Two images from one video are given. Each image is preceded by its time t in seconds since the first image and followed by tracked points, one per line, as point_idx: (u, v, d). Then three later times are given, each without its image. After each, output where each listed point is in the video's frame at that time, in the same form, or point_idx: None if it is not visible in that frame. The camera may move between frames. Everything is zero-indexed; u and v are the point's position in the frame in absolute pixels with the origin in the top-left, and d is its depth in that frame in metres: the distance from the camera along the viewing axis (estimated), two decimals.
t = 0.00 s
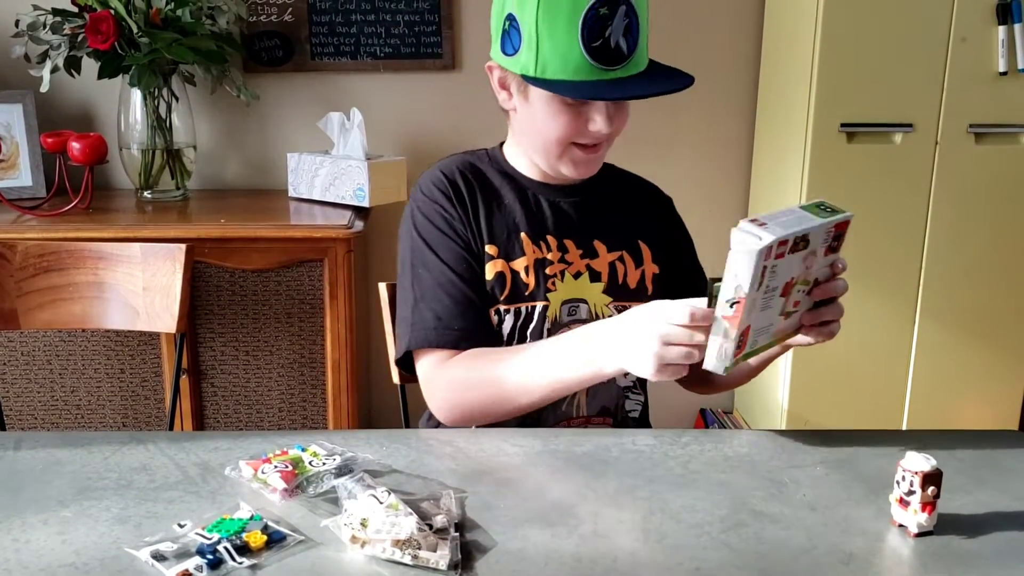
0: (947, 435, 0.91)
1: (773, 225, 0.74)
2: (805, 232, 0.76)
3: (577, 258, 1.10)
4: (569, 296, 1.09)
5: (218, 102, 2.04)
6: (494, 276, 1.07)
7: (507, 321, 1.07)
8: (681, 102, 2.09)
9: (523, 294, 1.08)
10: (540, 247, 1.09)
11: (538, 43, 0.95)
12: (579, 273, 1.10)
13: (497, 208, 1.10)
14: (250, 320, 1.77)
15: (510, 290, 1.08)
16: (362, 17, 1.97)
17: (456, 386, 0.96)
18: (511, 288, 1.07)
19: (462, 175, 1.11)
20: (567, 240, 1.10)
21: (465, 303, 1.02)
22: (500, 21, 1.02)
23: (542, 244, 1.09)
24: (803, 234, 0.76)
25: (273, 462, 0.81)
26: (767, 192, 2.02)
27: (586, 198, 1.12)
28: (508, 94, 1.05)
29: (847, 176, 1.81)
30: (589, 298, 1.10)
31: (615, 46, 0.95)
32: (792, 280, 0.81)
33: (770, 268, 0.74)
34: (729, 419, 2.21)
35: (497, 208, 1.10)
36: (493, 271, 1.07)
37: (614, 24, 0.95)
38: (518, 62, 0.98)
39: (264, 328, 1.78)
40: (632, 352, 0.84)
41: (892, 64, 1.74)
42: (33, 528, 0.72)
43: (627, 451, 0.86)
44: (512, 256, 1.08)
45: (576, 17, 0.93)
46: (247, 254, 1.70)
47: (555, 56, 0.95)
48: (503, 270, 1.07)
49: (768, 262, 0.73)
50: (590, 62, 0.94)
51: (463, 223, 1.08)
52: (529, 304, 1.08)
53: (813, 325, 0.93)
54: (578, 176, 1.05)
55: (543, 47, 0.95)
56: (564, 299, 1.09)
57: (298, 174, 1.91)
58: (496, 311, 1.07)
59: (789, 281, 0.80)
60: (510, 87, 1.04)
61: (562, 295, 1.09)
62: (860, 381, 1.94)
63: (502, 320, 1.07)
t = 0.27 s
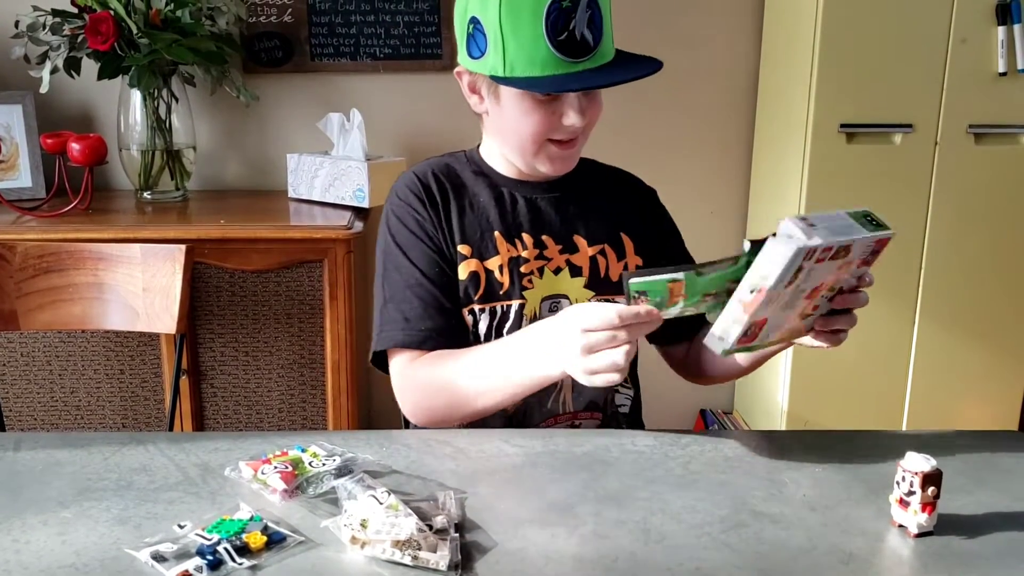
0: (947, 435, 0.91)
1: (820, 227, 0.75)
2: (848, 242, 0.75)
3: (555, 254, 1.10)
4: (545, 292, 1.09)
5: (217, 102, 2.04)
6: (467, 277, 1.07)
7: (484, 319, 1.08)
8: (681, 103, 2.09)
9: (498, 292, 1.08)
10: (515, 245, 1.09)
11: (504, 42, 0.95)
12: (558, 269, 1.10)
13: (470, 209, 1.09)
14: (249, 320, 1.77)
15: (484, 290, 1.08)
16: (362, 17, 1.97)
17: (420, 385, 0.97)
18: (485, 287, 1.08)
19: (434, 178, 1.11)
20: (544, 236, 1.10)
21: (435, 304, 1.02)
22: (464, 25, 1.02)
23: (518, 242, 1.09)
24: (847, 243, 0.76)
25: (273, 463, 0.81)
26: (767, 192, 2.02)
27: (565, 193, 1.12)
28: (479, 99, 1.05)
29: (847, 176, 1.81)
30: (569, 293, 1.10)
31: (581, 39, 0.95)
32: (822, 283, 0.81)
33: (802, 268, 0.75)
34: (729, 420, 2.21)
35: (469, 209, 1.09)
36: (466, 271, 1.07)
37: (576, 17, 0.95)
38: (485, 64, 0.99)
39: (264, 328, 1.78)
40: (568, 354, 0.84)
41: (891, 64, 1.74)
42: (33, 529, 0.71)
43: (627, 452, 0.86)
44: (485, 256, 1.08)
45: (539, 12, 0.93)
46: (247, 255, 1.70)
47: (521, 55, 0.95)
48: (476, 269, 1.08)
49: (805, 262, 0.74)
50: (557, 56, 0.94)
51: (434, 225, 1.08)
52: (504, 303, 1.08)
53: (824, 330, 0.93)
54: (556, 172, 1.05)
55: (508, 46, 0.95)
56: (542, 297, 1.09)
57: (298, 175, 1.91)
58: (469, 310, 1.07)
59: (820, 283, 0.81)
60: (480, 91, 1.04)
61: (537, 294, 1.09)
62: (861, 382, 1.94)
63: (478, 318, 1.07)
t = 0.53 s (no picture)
0: (947, 435, 0.91)
1: (935, 212, 0.69)
2: (954, 242, 0.69)
3: (551, 256, 1.09)
4: (536, 296, 1.08)
5: (217, 103, 2.04)
6: (457, 280, 1.08)
7: (473, 322, 1.08)
8: (681, 104, 2.09)
9: (489, 295, 1.08)
10: (508, 247, 1.08)
11: (506, 36, 0.95)
12: (555, 271, 1.09)
13: (464, 210, 1.10)
14: (249, 321, 1.77)
15: (474, 293, 1.08)
16: (362, 18, 1.97)
17: (390, 386, 0.99)
18: (476, 290, 1.08)
19: (431, 178, 1.11)
20: (540, 237, 1.09)
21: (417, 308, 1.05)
22: (463, 25, 1.02)
23: (512, 243, 1.08)
24: (952, 242, 0.69)
25: (273, 463, 0.80)
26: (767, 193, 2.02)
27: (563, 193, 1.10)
28: (482, 97, 1.05)
29: (848, 176, 1.81)
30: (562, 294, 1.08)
31: (582, 27, 0.95)
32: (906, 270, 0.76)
33: (903, 248, 0.69)
34: (729, 420, 2.21)
35: (462, 210, 1.10)
36: (457, 274, 1.08)
37: (577, 6, 0.95)
38: (488, 59, 0.98)
39: (264, 328, 1.78)
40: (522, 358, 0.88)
41: (891, 64, 1.74)
42: (33, 529, 0.71)
43: (628, 452, 0.86)
44: (477, 258, 1.08)
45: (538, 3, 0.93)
46: (247, 255, 1.70)
47: (525, 46, 0.94)
48: (467, 272, 1.08)
49: (905, 241, 0.68)
50: (560, 44, 0.94)
51: (426, 227, 1.09)
52: (496, 305, 1.08)
53: (885, 330, 0.87)
54: (563, 169, 1.04)
55: (511, 39, 0.95)
56: (536, 299, 1.08)
57: (298, 175, 1.91)
58: (457, 312, 1.08)
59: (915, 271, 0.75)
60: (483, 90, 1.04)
61: (531, 296, 1.08)
62: (861, 382, 1.94)
63: (468, 319, 1.08)
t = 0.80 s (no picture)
0: (948, 436, 0.91)
1: None
2: None
3: (570, 264, 1.07)
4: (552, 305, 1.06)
5: (218, 104, 2.04)
6: (471, 286, 1.07)
7: (484, 327, 1.07)
8: (682, 105, 2.09)
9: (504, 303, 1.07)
10: (524, 253, 1.07)
11: (532, 34, 0.94)
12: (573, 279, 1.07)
13: (481, 213, 1.09)
14: (250, 322, 1.77)
15: (487, 301, 1.07)
16: (362, 19, 1.97)
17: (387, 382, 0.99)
18: (489, 297, 1.07)
19: (449, 181, 1.11)
20: (557, 244, 1.07)
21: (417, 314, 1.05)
22: (489, 26, 1.02)
23: (528, 250, 1.07)
24: None
25: (274, 465, 0.80)
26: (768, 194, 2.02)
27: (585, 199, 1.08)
28: (508, 99, 1.03)
29: (848, 177, 1.81)
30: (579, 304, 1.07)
31: (608, 21, 0.93)
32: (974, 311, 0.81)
33: None
34: (729, 421, 2.21)
35: (479, 213, 1.09)
36: (471, 280, 1.07)
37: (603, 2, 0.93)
38: (514, 58, 0.97)
39: (264, 330, 1.78)
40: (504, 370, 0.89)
41: (891, 65, 1.74)
42: (34, 531, 0.71)
43: (629, 453, 0.86)
44: (492, 264, 1.07)
45: None
46: (247, 257, 1.70)
47: (551, 44, 0.93)
48: (482, 278, 1.07)
49: None
50: (588, 40, 0.92)
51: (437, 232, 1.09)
52: (511, 313, 1.07)
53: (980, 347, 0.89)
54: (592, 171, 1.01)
55: (537, 37, 0.93)
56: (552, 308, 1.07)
57: (299, 176, 1.91)
58: (468, 318, 1.08)
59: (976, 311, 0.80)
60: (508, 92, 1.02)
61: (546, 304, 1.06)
62: (861, 383, 1.94)
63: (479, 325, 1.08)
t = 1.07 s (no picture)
0: (948, 436, 0.91)
1: None
2: None
3: (582, 272, 1.07)
4: (563, 313, 1.07)
5: (217, 105, 2.04)
6: (484, 291, 1.10)
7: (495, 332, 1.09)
8: (681, 106, 2.09)
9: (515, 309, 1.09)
10: (537, 261, 1.08)
11: (567, 24, 0.94)
12: (585, 288, 1.07)
13: (498, 219, 1.10)
14: (250, 323, 1.77)
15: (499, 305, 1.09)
16: (362, 19, 1.97)
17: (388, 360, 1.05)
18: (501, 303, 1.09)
19: (472, 186, 1.13)
20: (572, 252, 1.08)
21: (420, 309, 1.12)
22: (524, 21, 1.02)
23: (541, 258, 1.08)
24: None
25: (274, 465, 0.80)
26: (768, 195, 2.02)
27: (605, 206, 1.08)
28: (541, 96, 1.03)
29: (848, 177, 1.81)
30: (593, 313, 1.08)
31: (646, 12, 0.92)
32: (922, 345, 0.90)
33: None
34: (730, 421, 2.20)
35: (496, 220, 1.11)
36: (484, 286, 1.10)
37: None
38: (549, 49, 0.97)
39: (264, 330, 1.78)
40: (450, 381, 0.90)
41: (891, 66, 1.74)
42: (34, 532, 0.71)
43: (629, 454, 0.86)
44: (506, 271, 1.09)
45: None
46: (247, 257, 1.70)
47: (586, 33, 0.92)
48: (494, 285, 1.10)
49: None
50: (624, 29, 0.91)
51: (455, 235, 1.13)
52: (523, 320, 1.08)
53: None
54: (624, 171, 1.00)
55: (572, 26, 0.93)
56: (563, 317, 1.07)
57: (298, 177, 1.91)
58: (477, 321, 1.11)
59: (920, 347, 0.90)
60: (541, 89, 1.02)
61: (557, 313, 1.07)
62: (861, 382, 1.94)
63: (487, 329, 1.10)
